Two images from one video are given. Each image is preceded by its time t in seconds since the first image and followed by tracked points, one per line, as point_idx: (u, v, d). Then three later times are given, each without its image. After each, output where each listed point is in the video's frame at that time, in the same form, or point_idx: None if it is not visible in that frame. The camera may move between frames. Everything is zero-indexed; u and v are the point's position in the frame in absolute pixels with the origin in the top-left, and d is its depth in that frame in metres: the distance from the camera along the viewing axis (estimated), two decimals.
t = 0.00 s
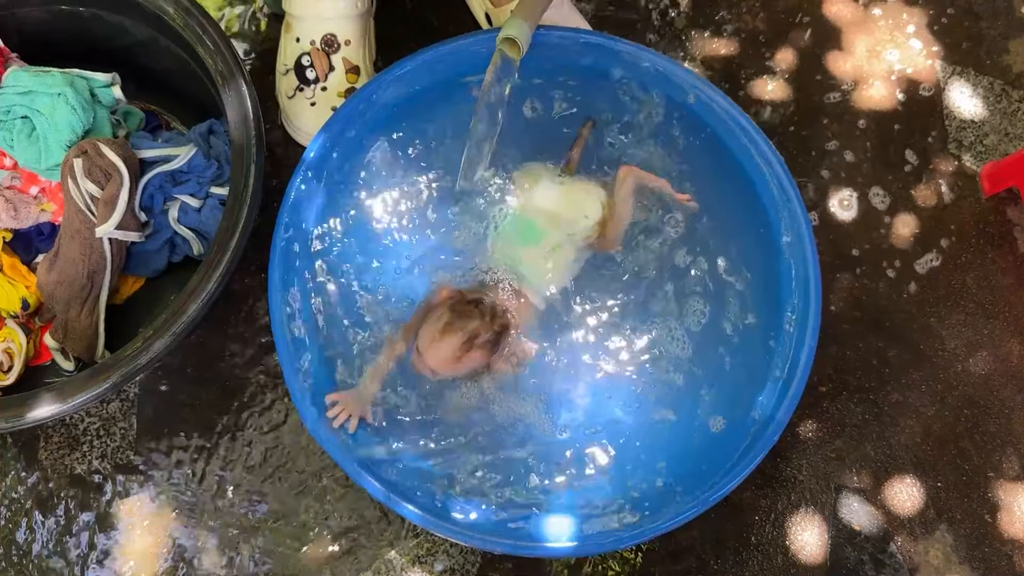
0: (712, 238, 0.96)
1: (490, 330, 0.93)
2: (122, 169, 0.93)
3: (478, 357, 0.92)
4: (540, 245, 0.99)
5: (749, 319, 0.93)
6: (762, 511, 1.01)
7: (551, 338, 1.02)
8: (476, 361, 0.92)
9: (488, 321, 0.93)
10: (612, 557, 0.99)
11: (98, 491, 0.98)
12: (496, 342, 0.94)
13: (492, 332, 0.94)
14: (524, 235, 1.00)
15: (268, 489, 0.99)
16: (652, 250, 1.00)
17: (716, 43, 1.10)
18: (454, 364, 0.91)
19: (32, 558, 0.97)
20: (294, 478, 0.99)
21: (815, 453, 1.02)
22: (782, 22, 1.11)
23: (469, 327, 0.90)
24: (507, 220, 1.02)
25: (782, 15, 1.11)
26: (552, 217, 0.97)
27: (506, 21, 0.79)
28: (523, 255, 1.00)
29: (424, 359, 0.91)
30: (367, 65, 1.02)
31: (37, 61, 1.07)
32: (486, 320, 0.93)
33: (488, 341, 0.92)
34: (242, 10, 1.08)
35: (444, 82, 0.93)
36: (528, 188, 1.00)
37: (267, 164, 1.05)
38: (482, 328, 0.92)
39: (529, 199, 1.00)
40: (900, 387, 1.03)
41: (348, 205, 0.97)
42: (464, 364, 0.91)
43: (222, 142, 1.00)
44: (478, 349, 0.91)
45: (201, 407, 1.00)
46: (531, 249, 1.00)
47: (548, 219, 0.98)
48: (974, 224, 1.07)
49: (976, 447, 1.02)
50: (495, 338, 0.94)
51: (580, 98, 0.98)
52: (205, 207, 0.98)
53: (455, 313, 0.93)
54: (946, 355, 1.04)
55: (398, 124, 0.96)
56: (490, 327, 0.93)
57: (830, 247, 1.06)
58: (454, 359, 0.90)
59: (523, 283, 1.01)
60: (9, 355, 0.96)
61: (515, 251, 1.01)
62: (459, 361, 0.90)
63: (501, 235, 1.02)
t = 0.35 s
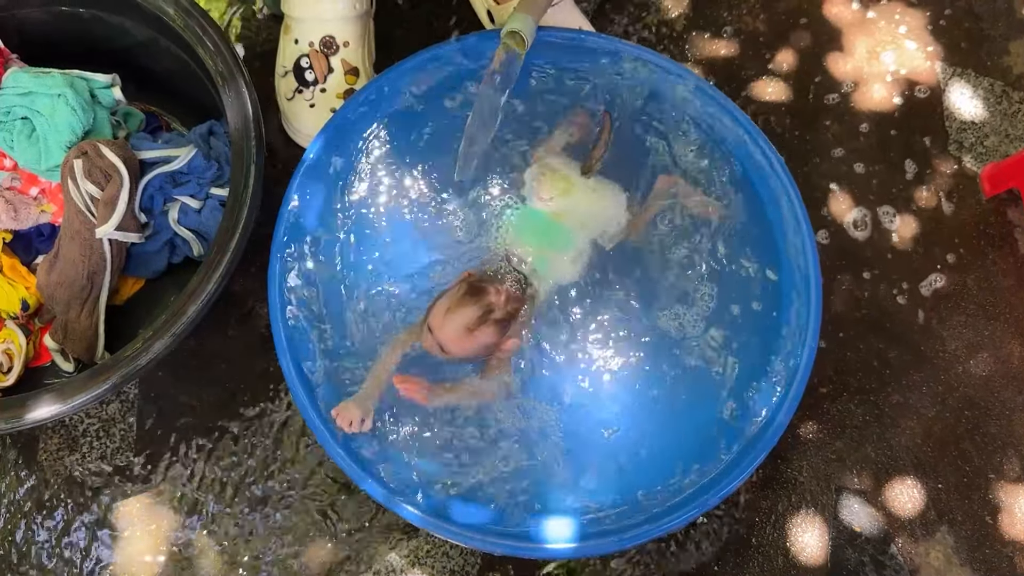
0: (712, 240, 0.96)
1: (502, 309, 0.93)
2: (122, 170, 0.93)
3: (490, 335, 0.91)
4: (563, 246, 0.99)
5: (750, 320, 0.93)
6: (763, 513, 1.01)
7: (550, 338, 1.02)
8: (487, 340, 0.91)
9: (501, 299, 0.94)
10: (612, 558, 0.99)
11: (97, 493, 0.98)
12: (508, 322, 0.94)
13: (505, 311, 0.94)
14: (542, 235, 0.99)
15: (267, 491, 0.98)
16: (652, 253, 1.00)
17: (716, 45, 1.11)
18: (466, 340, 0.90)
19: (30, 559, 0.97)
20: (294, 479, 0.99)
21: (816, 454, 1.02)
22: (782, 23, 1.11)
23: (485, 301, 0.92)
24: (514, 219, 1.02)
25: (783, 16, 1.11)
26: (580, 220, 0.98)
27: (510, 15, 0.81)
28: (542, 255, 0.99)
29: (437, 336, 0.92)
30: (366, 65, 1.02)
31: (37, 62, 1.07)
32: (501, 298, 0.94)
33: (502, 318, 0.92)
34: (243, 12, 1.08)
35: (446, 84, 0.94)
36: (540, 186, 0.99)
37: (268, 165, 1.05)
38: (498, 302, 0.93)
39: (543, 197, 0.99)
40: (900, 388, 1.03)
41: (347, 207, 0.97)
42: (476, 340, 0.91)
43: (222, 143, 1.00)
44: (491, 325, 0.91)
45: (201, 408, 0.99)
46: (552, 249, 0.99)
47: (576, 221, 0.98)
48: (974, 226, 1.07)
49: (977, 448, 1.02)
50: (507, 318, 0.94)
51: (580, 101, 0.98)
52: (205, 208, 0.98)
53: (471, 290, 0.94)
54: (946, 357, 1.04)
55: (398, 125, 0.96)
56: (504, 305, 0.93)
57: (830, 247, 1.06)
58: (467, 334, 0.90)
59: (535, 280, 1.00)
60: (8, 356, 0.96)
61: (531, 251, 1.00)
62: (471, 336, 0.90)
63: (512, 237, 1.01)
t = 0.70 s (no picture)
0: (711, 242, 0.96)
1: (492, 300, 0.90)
2: (122, 172, 0.94)
3: (481, 323, 0.89)
4: (574, 243, 0.97)
5: (750, 322, 0.93)
6: (764, 515, 1.01)
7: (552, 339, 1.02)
8: (476, 329, 0.89)
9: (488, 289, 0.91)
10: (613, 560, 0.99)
11: (97, 494, 0.98)
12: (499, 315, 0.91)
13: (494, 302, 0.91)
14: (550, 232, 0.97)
15: (267, 492, 0.98)
16: (654, 255, 1.00)
17: (716, 48, 1.11)
18: (456, 329, 0.88)
19: (30, 561, 0.97)
20: (294, 480, 0.99)
21: (817, 455, 1.02)
22: (782, 26, 1.11)
23: (472, 291, 0.89)
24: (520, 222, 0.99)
25: (782, 19, 1.12)
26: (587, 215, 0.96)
27: None
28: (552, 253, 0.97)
29: (428, 328, 0.90)
30: (364, 66, 1.02)
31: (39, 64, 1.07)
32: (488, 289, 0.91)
33: (491, 310, 0.90)
34: (244, 14, 1.09)
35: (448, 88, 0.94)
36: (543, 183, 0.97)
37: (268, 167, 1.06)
38: (484, 291, 0.90)
39: (548, 195, 0.97)
40: (901, 390, 1.03)
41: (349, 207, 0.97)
42: (466, 329, 0.89)
43: (222, 144, 1.00)
44: (479, 315, 0.88)
45: (201, 410, 0.99)
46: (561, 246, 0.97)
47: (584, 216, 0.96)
48: (974, 228, 1.07)
49: (978, 449, 1.02)
50: (498, 309, 0.91)
51: (582, 105, 0.99)
52: (205, 210, 0.97)
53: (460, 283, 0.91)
54: (947, 358, 1.04)
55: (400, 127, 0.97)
56: (492, 298, 0.90)
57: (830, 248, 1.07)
58: (455, 323, 0.88)
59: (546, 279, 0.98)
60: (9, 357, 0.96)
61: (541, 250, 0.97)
62: (460, 324, 0.88)
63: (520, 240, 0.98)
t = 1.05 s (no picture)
0: (712, 246, 0.96)
1: (479, 333, 0.90)
2: (125, 176, 0.93)
3: (468, 357, 0.88)
4: (556, 262, 0.99)
5: (752, 326, 0.93)
6: (765, 518, 1.00)
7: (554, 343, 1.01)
8: (464, 361, 0.89)
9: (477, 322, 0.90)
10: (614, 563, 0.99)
11: (98, 497, 0.98)
12: (486, 345, 0.91)
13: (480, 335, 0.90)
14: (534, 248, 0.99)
15: (269, 496, 0.98)
16: (655, 259, 1.00)
17: (716, 52, 1.12)
18: (444, 363, 0.87)
19: (32, 564, 0.97)
20: (295, 484, 0.99)
21: (818, 459, 1.02)
22: (783, 30, 1.12)
23: (461, 325, 0.88)
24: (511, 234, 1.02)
25: (783, 23, 1.12)
26: (573, 236, 0.98)
27: None
28: (534, 269, 1.00)
29: (416, 358, 0.89)
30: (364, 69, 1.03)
31: (41, 68, 1.07)
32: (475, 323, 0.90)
33: (479, 343, 0.89)
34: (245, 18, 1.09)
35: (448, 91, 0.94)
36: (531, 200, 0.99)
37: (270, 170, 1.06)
38: (472, 324, 0.89)
39: (536, 212, 0.99)
40: (902, 394, 1.03)
41: (348, 210, 0.97)
42: (454, 362, 0.88)
43: (224, 148, 1.01)
44: (468, 348, 0.88)
45: (202, 413, 0.99)
46: (541, 263, 0.99)
47: (570, 236, 0.99)
48: (975, 232, 1.07)
49: (979, 453, 1.02)
50: (485, 341, 0.91)
51: (580, 110, 0.98)
52: (207, 214, 0.98)
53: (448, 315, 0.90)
54: (948, 362, 1.04)
55: (400, 131, 0.96)
56: (480, 331, 0.89)
57: (830, 252, 1.07)
58: (444, 358, 0.87)
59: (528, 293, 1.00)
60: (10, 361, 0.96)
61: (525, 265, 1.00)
62: (449, 358, 0.87)
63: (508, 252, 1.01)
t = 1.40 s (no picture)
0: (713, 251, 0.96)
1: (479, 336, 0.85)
2: (128, 179, 0.94)
3: (466, 361, 0.85)
4: (557, 274, 0.96)
5: (752, 330, 0.93)
6: (768, 522, 1.00)
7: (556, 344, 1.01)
8: (464, 364, 0.85)
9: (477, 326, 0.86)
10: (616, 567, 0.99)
11: (100, 502, 0.97)
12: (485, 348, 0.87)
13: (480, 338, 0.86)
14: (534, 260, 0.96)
15: (271, 499, 0.98)
16: (659, 261, 0.99)
17: (719, 57, 1.13)
18: (443, 366, 0.84)
19: (33, 568, 0.97)
20: (297, 488, 0.99)
21: (820, 463, 1.02)
22: (784, 36, 1.14)
23: (461, 326, 0.84)
24: (512, 247, 0.99)
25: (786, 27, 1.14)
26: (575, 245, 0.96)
27: None
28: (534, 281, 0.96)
29: (412, 361, 0.85)
30: (366, 73, 1.03)
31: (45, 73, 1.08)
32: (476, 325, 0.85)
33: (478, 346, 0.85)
34: (248, 23, 1.09)
35: (453, 92, 0.94)
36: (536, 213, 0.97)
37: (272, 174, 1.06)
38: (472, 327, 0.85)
39: (541, 227, 0.97)
40: (904, 398, 1.03)
41: (350, 211, 0.97)
42: (453, 365, 0.84)
43: (228, 153, 1.01)
44: (467, 351, 0.84)
45: (205, 416, 1.00)
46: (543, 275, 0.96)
47: (573, 248, 0.96)
48: (977, 236, 1.08)
49: (981, 457, 1.02)
50: (485, 344, 0.87)
51: (583, 112, 0.98)
52: (210, 217, 0.98)
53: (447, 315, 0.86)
54: (950, 365, 1.04)
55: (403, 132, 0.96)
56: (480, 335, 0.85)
57: (830, 255, 1.08)
58: (443, 361, 0.84)
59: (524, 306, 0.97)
60: (13, 364, 0.96)
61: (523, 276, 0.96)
62: (448, 361, 0.83)
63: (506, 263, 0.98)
